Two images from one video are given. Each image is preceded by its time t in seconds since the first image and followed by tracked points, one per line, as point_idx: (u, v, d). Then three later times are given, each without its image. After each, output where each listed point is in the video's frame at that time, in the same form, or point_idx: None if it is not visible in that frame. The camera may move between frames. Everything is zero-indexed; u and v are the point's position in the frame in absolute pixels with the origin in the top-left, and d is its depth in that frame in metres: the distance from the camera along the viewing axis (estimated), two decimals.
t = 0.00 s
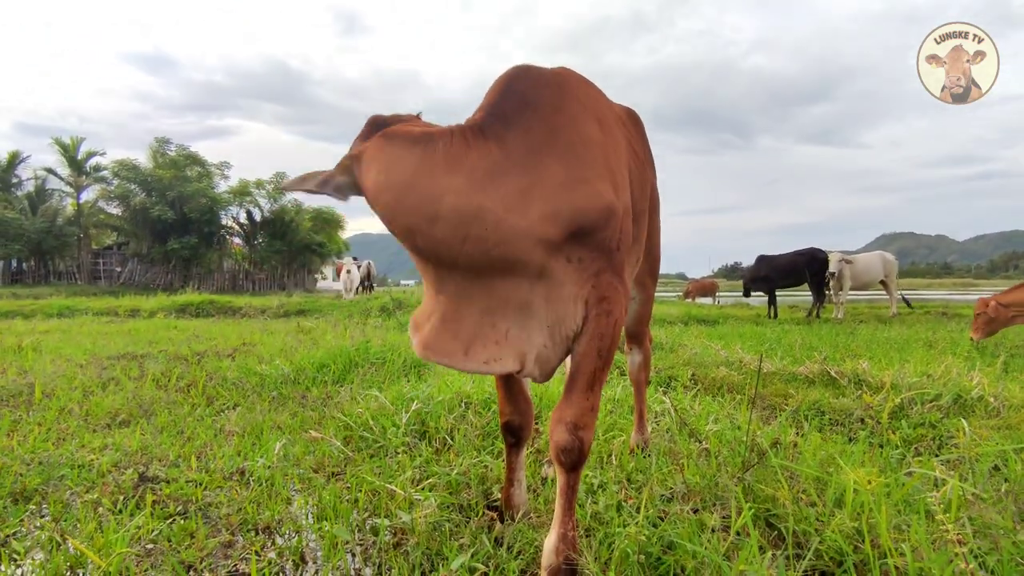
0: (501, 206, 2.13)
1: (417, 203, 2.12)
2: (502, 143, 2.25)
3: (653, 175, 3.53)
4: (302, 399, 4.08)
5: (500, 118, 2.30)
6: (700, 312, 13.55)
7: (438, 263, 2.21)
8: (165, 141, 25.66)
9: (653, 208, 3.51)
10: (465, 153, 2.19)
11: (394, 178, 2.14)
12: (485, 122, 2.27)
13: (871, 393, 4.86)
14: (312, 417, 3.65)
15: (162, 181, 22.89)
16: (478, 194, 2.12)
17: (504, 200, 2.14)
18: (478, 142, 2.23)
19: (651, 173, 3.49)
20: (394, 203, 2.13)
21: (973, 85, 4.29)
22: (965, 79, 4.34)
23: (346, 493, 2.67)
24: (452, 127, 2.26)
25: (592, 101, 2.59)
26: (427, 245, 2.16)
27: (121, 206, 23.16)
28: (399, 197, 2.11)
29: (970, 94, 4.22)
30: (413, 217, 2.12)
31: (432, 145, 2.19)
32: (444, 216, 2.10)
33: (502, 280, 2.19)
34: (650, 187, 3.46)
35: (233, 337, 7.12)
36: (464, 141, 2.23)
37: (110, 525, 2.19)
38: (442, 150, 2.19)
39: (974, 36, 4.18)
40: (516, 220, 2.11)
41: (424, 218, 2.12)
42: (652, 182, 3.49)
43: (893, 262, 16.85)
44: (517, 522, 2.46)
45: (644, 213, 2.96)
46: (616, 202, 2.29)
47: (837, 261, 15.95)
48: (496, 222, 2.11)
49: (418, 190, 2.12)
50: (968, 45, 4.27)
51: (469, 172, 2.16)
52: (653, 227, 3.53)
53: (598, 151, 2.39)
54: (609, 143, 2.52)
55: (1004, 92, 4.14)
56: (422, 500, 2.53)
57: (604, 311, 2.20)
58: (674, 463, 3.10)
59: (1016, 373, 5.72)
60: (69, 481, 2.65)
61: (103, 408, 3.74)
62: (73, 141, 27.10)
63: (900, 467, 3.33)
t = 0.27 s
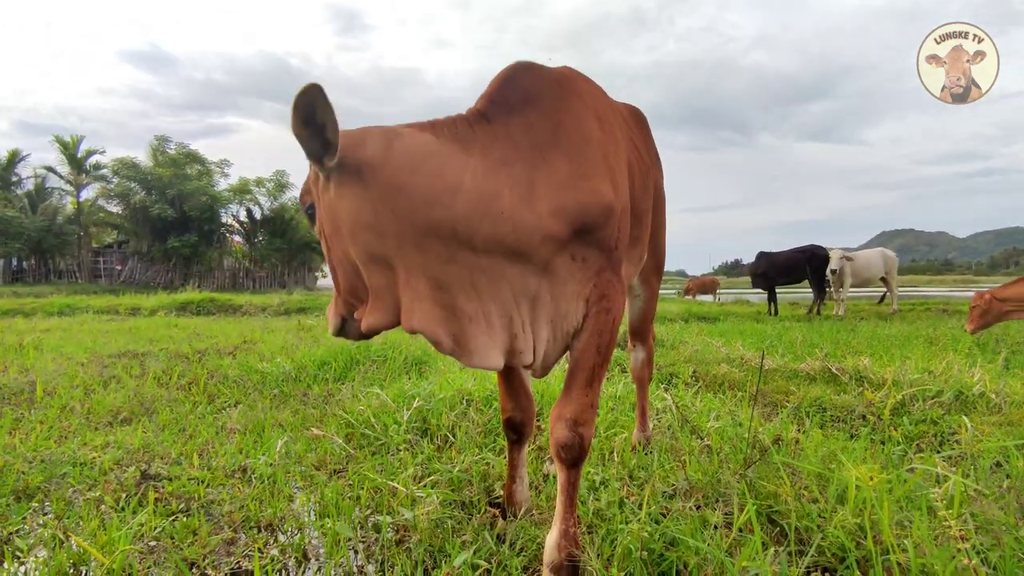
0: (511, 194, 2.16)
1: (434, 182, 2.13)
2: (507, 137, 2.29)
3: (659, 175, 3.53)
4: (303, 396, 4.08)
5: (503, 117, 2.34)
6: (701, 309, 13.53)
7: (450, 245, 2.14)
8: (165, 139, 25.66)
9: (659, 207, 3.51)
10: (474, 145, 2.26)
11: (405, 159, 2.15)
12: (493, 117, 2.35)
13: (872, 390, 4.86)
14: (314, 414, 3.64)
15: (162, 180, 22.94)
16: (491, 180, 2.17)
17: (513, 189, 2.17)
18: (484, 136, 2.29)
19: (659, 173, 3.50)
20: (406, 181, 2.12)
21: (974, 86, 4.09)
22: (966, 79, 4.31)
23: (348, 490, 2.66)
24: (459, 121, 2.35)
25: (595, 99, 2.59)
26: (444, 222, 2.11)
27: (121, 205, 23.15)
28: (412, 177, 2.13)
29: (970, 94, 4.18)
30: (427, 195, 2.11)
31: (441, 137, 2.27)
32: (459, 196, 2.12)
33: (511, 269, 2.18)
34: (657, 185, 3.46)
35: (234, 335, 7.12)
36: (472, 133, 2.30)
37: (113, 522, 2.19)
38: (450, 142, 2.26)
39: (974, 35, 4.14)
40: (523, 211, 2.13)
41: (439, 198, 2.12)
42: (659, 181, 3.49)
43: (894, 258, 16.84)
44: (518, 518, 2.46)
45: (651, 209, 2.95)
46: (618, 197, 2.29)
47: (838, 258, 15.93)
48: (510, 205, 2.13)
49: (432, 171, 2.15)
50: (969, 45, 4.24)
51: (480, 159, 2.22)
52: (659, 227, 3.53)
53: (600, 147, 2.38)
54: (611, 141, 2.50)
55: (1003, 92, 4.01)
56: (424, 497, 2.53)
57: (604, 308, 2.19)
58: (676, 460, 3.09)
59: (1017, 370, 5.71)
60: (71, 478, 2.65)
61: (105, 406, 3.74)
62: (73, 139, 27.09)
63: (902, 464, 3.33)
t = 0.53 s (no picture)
0: (511, 203, 2.14)
1: (442, 202, 2.06)
2: (504, 144, 2.26)
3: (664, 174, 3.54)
4: (304, 395, 4.07)
5: (500, 120, 2.31)
6: (700, 306, 13.49)
7: (461, 268, 2.09)
8: (163, 138, 25.64)
9: (662, 205, 3.49)
10: (473, 157, 2.21)
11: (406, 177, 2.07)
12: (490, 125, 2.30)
13: (872, 387, 4.86)
14: (314, 413, 3.64)
15: (159, 179, 22.95)
16: (495, 193, 2.14)
17: (514, 198, 2.15)
18: (481, 145, 2.24)
19: (661, 170, 3.50)
20: (412, 202, 2.03)
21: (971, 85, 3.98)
22: (966, 79, 4.30)
23: (349, 488, 2.66)
24: (452, 131, 2.29)
25: (590, 97, 2.58)
26: (456, 246, 2.06)
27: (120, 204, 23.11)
28: (419, 197, 2.04)
29: (970, 94, 4.17)
30: (437, 217, 2.04)
31: (436, 150, 2.21)
32: (471, 216, 2.07)
33: (516, 280, 2.17)
34: (660, 182, 3.45)
35: (232, 333, 7.11)
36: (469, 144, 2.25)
37: (114, 521, 2.18)
38: (449, 155, 2.19)
39: (974, 35, 4.12)
40: (527, 222, 2.12)
41: (448, 219, 2.05)
42: (662, 178, 3.49)
43: (892, 255, 16.86)
44: (520, 516, 2.46)
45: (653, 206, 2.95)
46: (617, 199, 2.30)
47: (837, 255, 15.94)
48: (516, 217, 2.11)
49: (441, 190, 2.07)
50: (969, 45, 4.22)
51: (482, 173, 2.17)
52: (661, 226, 3.52)
53: (595, 146, 2.37)
54: (608, 139, 2.49)
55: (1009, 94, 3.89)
56: (426, 495, 2.52)
57: (601, 306, 2.18)
58: (677, 458, 3.09)
59: (1016, 366, 5.72)
60: (72, 477, 2.64)
61: (104, 405, 3.73)
62: (70, 138, 27.04)
63: (902, 460, 3.33)
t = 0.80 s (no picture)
0: (505, 201, 2.14)
1: (438, 199, 2.07)
2: (498, 142, 2.25)
3: (663, 175, 3.53)
4: (302, 394, 4.07)
5: (495, 117, 2.31)
6: (698, 303, 13.50)
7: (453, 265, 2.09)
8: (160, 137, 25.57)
9: (660, 205, 3.49)
10: (470, 153, 2.20)
11: (402, 173, 2.07)
12: (485, 121, 2.29)
13: (870, 383, 4.86)
14: (312, 411, 3.64)
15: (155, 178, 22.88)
16: (490, 190, 2.14)
17: (508, 195, 2.15)
18: (477, 141, 2.24)
19: (660, 170, 3.49)
20: (408, 199, 2.04)
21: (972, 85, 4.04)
22: (966, 79, 4.27)
23: (348, 487, 2.66)
24: (448, 126, 2.28)
25: (585, 96, 2.58)
26: (449, 244, 2.06)
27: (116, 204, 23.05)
28: (415, 194, 2.05)
29: (970, 94, 4.07)
30: (433, 215, 2.05)
31: (431, 145, 2.20)
32: (467, 213, 2.08)
33: (508, 277, 2.15)
34: (658, 180, 3.45)
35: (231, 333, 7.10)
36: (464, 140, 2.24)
37: (113, 521, 2.18)
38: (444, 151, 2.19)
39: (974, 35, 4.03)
40: (520, 221, 2.12)
41: (444, 216, 2.06)
42: (661, 179, 3.48)
43: (889, 252, 16.88)
44: (520, 514, 2.46)
45: (649, 204, 2.95)
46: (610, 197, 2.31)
47: (835, 252, 15.96)
48: (511, 216, 2.11)
49: (438, 187, 2.08)
50: (969, 45, 4.11)
51: (478, 171, 2.17)
52: (660, 226, 3.52)
53: (588, 144, 2.37)
54: (602, 138, 2.50)
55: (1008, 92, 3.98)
56: (426, 493, 2.53)
57: (594, 303, 2.18)
58: (676, 455, 3.09)
59: (1013, 362, 5.74)
60: (70, 477, 2.64)
61: (102, 405, 3.72)
62: (66, 138, 26.95)
63: (901, 456, 3.33)
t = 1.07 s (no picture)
0: (499, 199, 2.14)
1: (431, 197, 2.07)
2: (492, 138, 2.25)
3: (660, 172, 3.52)
4: (300, 393, 4.06)
5: (489, 114, 2.30)
6: (696, 301, 13.51)
7: (446, 262, 2.10)
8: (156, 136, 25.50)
9: (657, 201, 3.48)
10: (463, 151, 2.20)
11: (395, 170, 2.07)
12: (479, 118, 2.29)
13: (867, 380, 4.88)
14: (311, 410, 3.63)
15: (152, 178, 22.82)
16: (483, 189, 2.15)
17: (502, 193, 2.15)
18: (471, 138, 2.23)
19: (658, 167, 3.48)
20: (402, 196, 2.04)
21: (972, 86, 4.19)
22: (966, 79, 4.34)
23: (347, 485, 2.65)
24: (442, 123, 2.28)
25: (578, 92, 2.57)
26: (442, 242, 2.08)
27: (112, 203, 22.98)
28: (409, 191, 2.05)
29: (970, 94, 4.20)
30: (426, 212, 2.06)
31: (425, 142, 2.20)
32: (460, 212, 2.09)
33: (501, 275, 2.17)
34: (656, 176, 3.45)
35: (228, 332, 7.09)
36: (458, 137, 2.24)
37: (112, 520, 2.17)
38: (437, 148, 2.19)
39: (974, 35, 4.16)
40: (513, 219, 2.12)
41: (437, 214, 2.07)
42: (658, 176, 3.47)
43: (885, 249, 16.93)
44: (519, 512, 2.46)
45: (647, 200, 2.94)
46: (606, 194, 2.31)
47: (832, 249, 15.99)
48: (504, 214, 2.12)
49: (432, 185, 2.08)
50: (969, 45, 4.25)
51: (471, 168, 2.17)
52: (658, 222, 3.51)
53: (582, 140, 2.36)
54: (597, 135, 2.49)
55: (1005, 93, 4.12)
56: (425, 492, 2.52)
57: (590, 299, 2.17)
58: (675, 451, 3.09)
59: (1009, 358, 5.76)
60: (68, 478, 2.63)
61: (99, 405, 3.70)
62: (61, 137, 26.86)
63: (898, 451, 3.34)
